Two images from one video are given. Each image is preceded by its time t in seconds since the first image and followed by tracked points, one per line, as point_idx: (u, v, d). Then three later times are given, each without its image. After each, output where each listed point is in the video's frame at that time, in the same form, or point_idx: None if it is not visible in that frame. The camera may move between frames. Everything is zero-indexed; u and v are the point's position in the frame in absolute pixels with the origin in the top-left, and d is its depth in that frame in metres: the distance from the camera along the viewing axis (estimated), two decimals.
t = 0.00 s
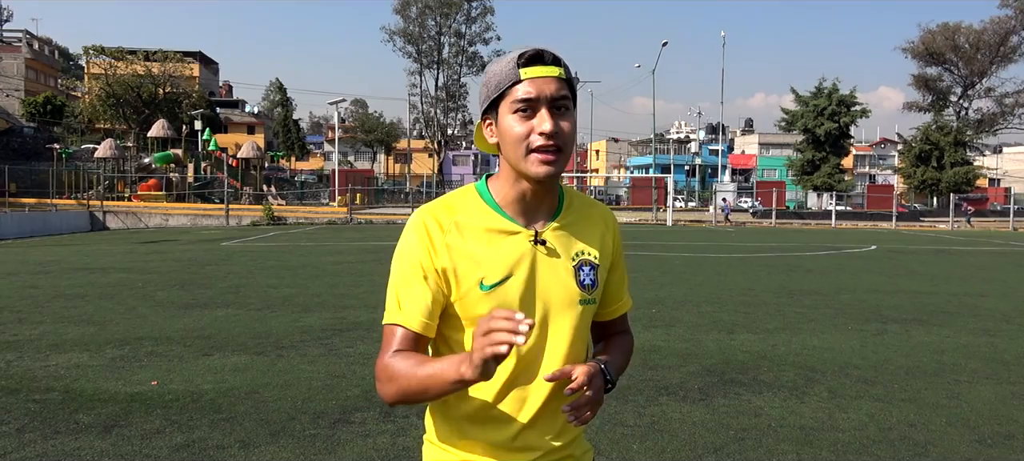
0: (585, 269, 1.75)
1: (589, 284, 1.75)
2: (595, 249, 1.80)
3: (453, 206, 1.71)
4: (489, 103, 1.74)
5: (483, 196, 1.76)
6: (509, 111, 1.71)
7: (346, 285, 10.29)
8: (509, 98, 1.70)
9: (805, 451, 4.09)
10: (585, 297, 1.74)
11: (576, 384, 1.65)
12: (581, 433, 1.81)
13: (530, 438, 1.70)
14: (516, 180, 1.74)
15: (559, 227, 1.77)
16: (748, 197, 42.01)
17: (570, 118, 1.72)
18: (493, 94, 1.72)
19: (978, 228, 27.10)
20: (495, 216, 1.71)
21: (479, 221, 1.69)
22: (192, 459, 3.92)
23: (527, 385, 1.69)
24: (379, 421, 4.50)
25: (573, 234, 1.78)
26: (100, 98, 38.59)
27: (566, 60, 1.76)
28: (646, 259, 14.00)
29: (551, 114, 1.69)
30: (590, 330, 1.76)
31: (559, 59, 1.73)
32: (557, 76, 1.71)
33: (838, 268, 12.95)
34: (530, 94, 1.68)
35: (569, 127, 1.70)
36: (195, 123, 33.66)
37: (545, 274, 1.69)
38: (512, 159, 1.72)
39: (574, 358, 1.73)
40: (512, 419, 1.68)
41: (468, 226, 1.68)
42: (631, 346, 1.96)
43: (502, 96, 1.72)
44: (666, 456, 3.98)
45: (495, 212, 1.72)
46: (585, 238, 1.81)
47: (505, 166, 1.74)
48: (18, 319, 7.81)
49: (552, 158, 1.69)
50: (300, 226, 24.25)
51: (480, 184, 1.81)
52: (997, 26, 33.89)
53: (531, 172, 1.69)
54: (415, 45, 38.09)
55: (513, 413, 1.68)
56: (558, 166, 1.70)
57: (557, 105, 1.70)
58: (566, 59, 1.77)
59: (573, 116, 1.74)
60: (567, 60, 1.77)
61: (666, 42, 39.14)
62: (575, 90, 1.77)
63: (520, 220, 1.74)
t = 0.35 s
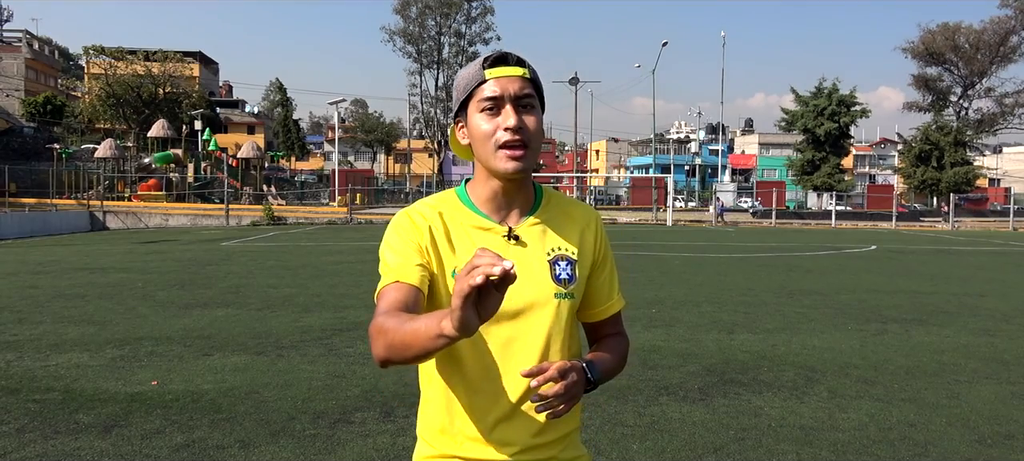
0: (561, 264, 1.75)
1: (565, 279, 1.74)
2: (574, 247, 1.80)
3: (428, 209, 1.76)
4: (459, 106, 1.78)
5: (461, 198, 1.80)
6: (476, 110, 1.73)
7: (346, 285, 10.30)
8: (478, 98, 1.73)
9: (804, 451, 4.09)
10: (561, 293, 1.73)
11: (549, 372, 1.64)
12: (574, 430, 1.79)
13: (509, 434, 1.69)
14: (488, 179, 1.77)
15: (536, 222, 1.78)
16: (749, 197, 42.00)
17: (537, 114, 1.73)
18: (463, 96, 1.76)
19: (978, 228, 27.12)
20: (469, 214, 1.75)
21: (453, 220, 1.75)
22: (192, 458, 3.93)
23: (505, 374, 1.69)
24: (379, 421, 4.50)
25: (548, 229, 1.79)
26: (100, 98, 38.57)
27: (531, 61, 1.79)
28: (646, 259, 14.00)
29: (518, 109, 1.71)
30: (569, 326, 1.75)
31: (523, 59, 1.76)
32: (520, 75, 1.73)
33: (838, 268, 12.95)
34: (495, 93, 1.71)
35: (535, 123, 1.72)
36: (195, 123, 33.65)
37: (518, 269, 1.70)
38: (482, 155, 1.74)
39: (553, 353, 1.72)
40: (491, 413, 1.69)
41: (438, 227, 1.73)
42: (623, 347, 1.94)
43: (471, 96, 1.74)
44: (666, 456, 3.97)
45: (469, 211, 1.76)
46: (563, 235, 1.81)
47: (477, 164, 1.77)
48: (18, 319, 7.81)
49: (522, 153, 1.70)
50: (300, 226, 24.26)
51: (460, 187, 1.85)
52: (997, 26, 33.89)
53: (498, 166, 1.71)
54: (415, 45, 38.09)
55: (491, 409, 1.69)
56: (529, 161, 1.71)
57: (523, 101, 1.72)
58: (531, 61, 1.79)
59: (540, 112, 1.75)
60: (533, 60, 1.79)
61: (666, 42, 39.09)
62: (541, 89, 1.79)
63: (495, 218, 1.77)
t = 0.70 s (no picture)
0: (554, 265, 1.72)
1: (558, 280, 1.72)
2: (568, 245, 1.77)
3: (422, 210, 1.77)
4: (449, 106, 1.78)
5: (453, 199, 1.79)
6: (466, 110, 1.73)
7: (346, 285, 10.30)
8: (466, 100, 1.73)
9: (805, 451, 4.08)
10: (554, 294, 1.71)
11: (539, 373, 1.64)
12: (571, 431, 1.78)
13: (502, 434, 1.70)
14: (478, 180, 1.77)
15: (526, 222, 1.76)
16: (749, 197, 42.01)
17: (527, 115, 1.72)
18: (451, 100, 1.77)
19: (978, 229, 27.12)
20: (458, 216, 1.74)
21: (443, 221, 1.74)
22: (192, 459, 3.92)
23: (495, 378, 1.69)
24: (379, 421, 4.49)
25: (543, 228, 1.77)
26: (100, 98, 38.58)
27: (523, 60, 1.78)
28: (646, 259, 14.00)
29: (507, 111, 1.71)
30: (563, 326, 1.73)
31: (513, 59, 1.75)
32: (510, 75, 1.73)
33: (838, 268, 12.95)
34: (486, 93, 1.71)
35: (525, 125, 1.71)
36: (195, 123, 33.65)
37: (508, 269, 1.68)
38: (470, 158, 1.75)
39: (547, 356, 1.70)
40: (484, 413, 1.69)
41: (429, 227, 1.74)
42: (623, 339, 1.95)
43: (459, 97, 1.75)
44: (666, 456, 3.97)
45: (458, 212, 1.75)
46: (556, 234, 1.78)
47: (466, 167, 1.78)
48: (18, 319, 7.81)
49: (511, 153, 1.69)
50: (300, 226, 24.26)
51: (453, 187, 1.85)
52: (997, 26, 33.89)
53: (487, 168, 1.71)
54: (415, 45, 38.09)
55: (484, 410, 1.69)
56: (518, 162, 1.71)
57: (512, 103, 1.72)
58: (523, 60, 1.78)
59: (531, 112, 1.74)
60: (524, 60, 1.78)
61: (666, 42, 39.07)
62: (533, 88, 1.77)
63: (484, 219, 1.76)
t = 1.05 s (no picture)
0: (551, 266, 1.68)
1: (555, 282, 1.68)
2: (567, 245, 1.72)
3: (425, 217, 1.78)
4: (440, 111, 1.79)
5: (454, 203, 1.80)
6: (452, 119, 1.73)
7: (346, 285, 10.30)
8: (453, 104, 1.73)
9: (804, 451, 4.09)
10: (551, 296, 1.67)
11: (523, 391, 1.57)
12: (578, 436, 1.74)
13: (506, 439, 1.68)
14: (472, 183, 1.76)
15: (521, 225, 1.73)
16: (749, 197, 42.00)
17: (513, 117, 1.70)
18: (440, 104, 1.77)
19: (978, 228, 27.12)
20: (455, 220, 1.75)
21: (441, 226, 1.75)
22: (192, 459, 3.93)
23: (491, 385, 1.68)
24: (379, 421, 4.50)
25: (540, 229, 1.72)
26: (99, 98, 38.57)
27: (512, 60, 1.75)
28: (646, 259, 14.00)
29: (491, 115, 1.70)
30: (563, 328, 1.69)
31: (499, 59, 1.73)
32: (496, 78, 1.71)
33: (838, 268, 12.95)
34: (469, 98, 1.71)
35: (512, 129, 1.69)
36: (195, 123, 33.64)
37: (502, 274, 1.67)
38: (461, 164, 1.75)
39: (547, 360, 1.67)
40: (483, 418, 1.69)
41: (425, 233, 1.75)
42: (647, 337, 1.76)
43: (447, 103, 1.76)
44: (666, 457, 3.97)
45: (457, 215, 1.76)
46: (553, 235, 1.73)
47: (460, 171, 1.78)
48: (18, 319, 7.81)
49: (495, 159, 1.69)
50: (300, 226, 24.26)
51: (456, 190, 1.86)
52: (997, 26, 33.89)
53: (474, 175, 1.71)
54: (415, 45, 38.08)
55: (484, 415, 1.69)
56: (505, 166, 1.70)
57: (497, 106, 1.70)
58: (512, 60, 1.75)
59: (520, 113, 1.72)
60: (513, 60, 1.75)
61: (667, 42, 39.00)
62: (523, 88, 1.74)
63: (483, 222, 1.75)
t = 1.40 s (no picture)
0: (568, 263, 1.68)
1: (572, 280, 1.67)
2: (584, 244, 1.71)
3: (445, 214, 1.78)
4: (461, 106, 1.78)
5: (474, 201, 1.80)
6: (472, 114, 1.73)
7: (346, 285, 10.30)
8: (474, 98, 1.73)
9: (804, 451, 4.08)
10: (569, 293, 1.66)
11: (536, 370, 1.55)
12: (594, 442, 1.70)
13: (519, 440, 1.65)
14: (493, 178, 1.76)
15: (540, 221, 1.72)
16: (749, 197, 42.00)
17: (534, 112, 1.70)
18: (462, 98, 1.77)
19: (978, 228, 27.11)
20: (475, 216, 1.74)
21: (461, 221, 1.74)
22: (191, 459, 3.92)
23: (505, 382, 1.66)
24: (379, 421, 4.49)
25: (558, 226, 1.72)
26: (99, 98, 38.56)
27: (535, 56, 1.74)
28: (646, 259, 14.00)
29: (511, 110, 1.70)
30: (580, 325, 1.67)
31: (521, 56, 1.72)
32: (517, 73, 1.70)
33: (839, 267, 12.94)
34: (491, 93, 1.70)
35: (531, 124, 1.69)
36: (195, 123, 33.63)
37: (520, 269, 1.66)
38: (480, 158, 1.75)
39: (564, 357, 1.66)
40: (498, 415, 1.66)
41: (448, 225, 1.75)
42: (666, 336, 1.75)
43: (469, 97, 1.75)
44: (666, 456, 3.97)
45: (478, 211, 1.75)
46: (573, 233, 1.73)
47: (481, 166, 1.77)
48: (17, 319, 7.80)
49: (515, 153, 1.69)
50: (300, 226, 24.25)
51: (476, 188, 1.85)
52: (997, 26, 33.89)
53: (492, 168, 1.71)
54: (415, 45, 38.06)
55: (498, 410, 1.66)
56: (524, 160, 1.70)
57: (516, 102, 1.70)
58: (535, 57, 1.74)
59: (540, 110, 1.72)
60: (536, 57, 1.74)
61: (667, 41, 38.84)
62: (545, 86, 1.74)
63: (503, 218, 1.75)
